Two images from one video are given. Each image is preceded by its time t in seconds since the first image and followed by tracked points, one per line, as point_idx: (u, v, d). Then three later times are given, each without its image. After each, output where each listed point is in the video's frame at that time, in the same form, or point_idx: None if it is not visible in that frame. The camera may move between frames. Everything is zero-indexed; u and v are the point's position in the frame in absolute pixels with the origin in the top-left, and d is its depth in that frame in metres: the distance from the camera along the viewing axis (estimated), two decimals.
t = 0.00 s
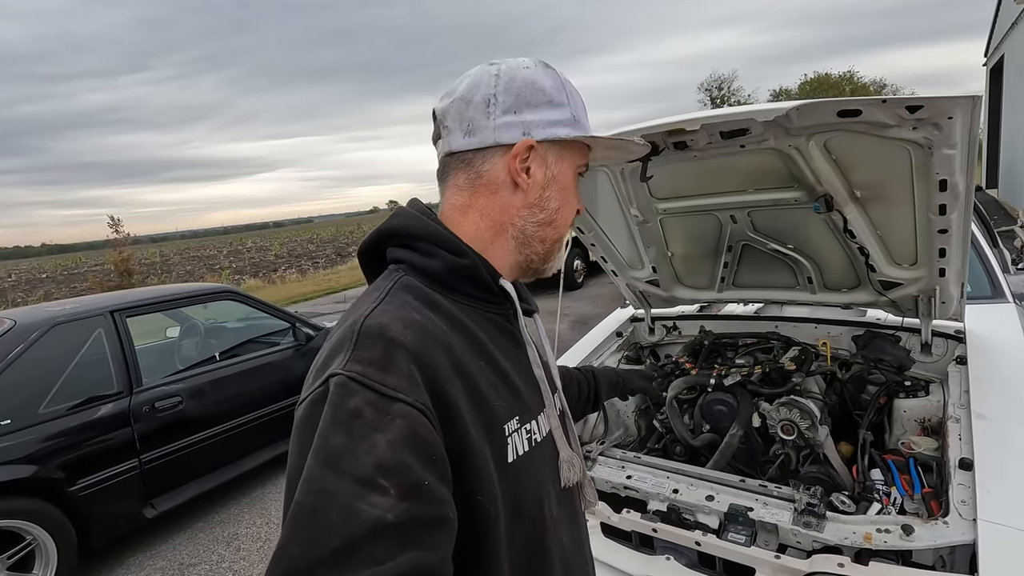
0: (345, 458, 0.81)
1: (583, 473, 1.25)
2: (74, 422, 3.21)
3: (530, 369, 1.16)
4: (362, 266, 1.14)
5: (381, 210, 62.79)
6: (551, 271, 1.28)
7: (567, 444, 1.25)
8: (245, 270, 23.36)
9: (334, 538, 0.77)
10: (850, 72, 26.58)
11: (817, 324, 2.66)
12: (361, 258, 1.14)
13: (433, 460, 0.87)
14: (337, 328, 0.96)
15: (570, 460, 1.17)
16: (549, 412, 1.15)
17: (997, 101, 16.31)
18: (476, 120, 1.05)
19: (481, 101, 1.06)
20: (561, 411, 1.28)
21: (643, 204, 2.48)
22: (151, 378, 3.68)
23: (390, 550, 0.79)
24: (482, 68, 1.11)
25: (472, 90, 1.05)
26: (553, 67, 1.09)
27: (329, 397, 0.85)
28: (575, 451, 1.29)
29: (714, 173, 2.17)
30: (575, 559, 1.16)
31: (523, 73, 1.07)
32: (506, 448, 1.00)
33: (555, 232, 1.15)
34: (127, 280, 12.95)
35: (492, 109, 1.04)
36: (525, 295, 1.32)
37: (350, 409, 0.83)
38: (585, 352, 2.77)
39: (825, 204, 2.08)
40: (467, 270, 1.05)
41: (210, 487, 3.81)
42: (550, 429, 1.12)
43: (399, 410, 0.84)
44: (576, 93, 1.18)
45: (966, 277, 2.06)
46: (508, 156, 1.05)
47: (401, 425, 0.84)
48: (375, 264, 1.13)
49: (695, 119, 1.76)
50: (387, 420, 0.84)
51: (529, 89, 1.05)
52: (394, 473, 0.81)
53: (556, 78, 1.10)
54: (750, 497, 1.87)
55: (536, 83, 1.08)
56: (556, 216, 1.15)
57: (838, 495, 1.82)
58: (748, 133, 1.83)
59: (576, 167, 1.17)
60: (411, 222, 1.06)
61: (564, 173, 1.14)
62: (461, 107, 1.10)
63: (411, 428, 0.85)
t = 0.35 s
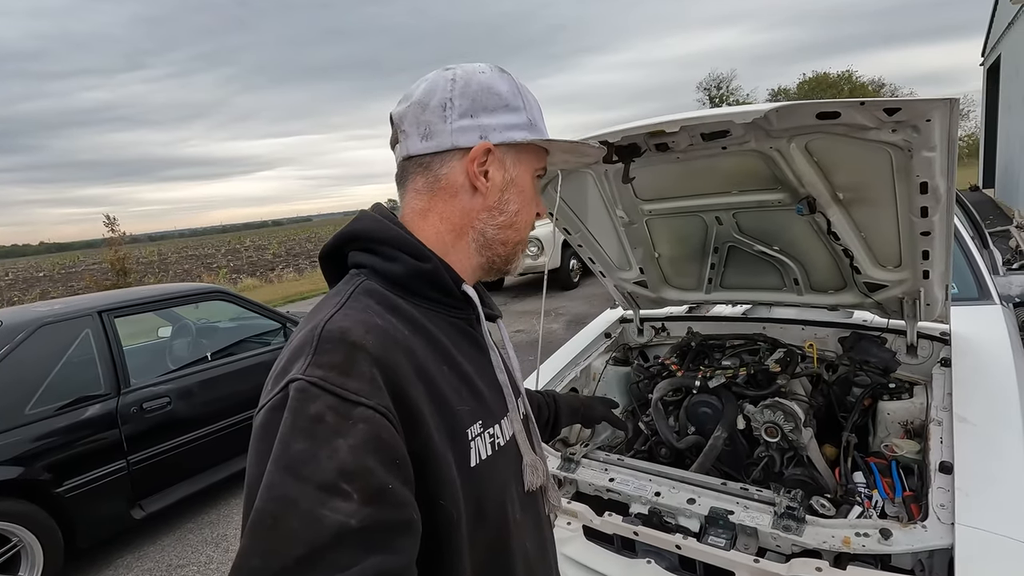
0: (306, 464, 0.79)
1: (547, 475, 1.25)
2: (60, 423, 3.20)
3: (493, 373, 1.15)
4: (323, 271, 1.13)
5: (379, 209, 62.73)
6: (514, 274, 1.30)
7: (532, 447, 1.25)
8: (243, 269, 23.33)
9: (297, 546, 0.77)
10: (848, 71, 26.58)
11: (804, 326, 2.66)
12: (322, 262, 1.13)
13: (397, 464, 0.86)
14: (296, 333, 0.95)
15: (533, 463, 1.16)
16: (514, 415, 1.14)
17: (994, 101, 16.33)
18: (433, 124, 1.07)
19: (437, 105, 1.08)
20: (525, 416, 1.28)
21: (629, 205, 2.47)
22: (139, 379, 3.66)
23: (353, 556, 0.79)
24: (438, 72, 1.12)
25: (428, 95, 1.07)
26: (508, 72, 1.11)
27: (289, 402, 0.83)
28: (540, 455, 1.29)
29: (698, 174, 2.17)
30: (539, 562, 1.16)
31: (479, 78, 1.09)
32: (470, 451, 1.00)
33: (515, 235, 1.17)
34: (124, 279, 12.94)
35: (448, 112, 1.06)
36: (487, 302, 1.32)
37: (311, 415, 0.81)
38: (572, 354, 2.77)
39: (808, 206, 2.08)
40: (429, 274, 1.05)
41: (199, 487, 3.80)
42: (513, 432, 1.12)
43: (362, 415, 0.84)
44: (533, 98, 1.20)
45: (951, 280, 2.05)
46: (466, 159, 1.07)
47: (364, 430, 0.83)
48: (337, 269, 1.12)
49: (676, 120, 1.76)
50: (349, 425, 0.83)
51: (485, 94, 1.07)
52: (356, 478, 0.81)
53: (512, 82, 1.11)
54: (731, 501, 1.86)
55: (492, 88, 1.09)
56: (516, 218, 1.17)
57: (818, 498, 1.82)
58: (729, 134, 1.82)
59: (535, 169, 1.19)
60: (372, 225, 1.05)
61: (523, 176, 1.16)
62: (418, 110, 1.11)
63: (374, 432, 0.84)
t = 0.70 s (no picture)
0: (286, 472, 0.78)
1: (531, 480, 1.24)
2: (51, 425, 3.17)
3: (477, 377, 1.14)
4: (305, 273, 1.11)
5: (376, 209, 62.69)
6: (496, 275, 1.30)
7: (516, 451, 1.24)
8: (240, 269, 23.26)
9: (277, 556, 0.75)
10: (844, 72, 26.66)
11: (798, 327, 2.66)
12: (304, 267, 1.11)
13: (379, 470, 0.85)
14: (276, 339, 0.93)
15: (518, 468, 1.15)
16: (497, 419, 1.13)
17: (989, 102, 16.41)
18: (411, 126, 1.06)
19: (416, 106, 1.07)
20: (510, 420, 1.27)
21: (622, 206, 2.46)
22: (131, 380, 3.64)
23: (335, 565, 0.77)
24: (416, 75, 1.12)
25: (406, 97, 1.06)
26: (486, 73, 1.11)
27: (269, 409, 0.82)
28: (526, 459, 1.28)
29: (691, 175, 2.16)
30: (524, 567, 1.15)
31: (457, 79, 1.09)
32: (453, 456, 0.99)
33: (497, 236, 1.17)
34: (119, 280, 12.89)
35: (426, 114, 1.05)
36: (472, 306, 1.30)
37: (291, 422, 0.80)
38: (566, 355, 2.76)
39: (801, 207, 2.07)
40: (412, 278, 1.05)
41: (193, 490, 3.78)
42: (497, 436, 1.11)
43: (343, 421, 0.82)
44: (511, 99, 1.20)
45: (944, 281, 2.05)
46: (445, 161, 1.07)
47: (345, 436, 0.82)
48: (319, 272, 1.10)
49: (668, 121, 1.75)
50: (330, 431, 0.81)
51: (462, 95, 1.07)
52: (337, 485, 0.79)
53: (490, 84, 1.12)
54: (723, 503, 1.86)
55: (470, 89, 1.09)
56: (497, 220, 1.17)
57: (811, 501, 1.81)
58: (721, 135, 1.81)
59: (515, 171, 1.19)
60: (354, 229, 1.04)
61: (503, 177, 1.16)
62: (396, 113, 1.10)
63: (356, 438, 0.83)
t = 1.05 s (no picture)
0: (285, 471, 0.78)
1: (531, 480, 1.24)
2: (44, 429, 3.15)
3: (477, 377, 1.14)
4: (306, 276, 1.11)
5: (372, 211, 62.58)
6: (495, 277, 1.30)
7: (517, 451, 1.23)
8: (234, 271, 23.12)
9: (275, 554, 0.75)
10: (837, 76, 26.84)
11: (795, 329, 2.65)
12: (303, 270, 1.11)
13: (378, 468, 0.84)
14: (276, 339, 0.93)
15: (519, 468, 1.15)
16: (498, 420, 1.13)
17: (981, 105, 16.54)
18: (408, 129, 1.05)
19: (412, 110, 1.07)
20: (512, 420, 1.27)
21: (619, 208, 2.46)
22: (126, 383, 3.62)
23: (334, 563, 0.77)
24: (412, 78, 1.11)
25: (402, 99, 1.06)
26: (482, 77, 1.10)
27: (268, 408, 0.82)
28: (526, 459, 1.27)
29: (688, 177, 2.15)
30: (526, 567, 1.15)
31: (454, 83, 1.08)
32: (452, 456, 0.98)
33: (494, 238, 1.17)
34: (112, 282, 12.81)
35: (423, 117, 1.05)
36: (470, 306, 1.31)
37: (290, 421, 0.80)
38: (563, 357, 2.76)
39: (798, 210, 2.08)
40: (411, 279, 1.04)
41: (188, 493, 3.76)
42: (498, 436, 1.11)
43: (342, 420, 0.82)
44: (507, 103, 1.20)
45: (940, 283, 2.04)
46: (441, 164, 1.07)
47: (344, 435, 0.81)
48: (319, 275, 1.10)
49: (665, 124, 1.76)
50: (328, 430, 0.81)
51: (459, 98, 1.07)
52: (336, 483, 0.79)
53: (486, 88, 1.11)
54: (722, 505, 1.86)
55: (467, 92, 1.09)
56: (493, 222, 1.17)
57: (809, 503, 1.82)
58: (718, 138, 1.82)
59: (512, 173, 1.19)
60: (353, 232, 1.04)
61: (499, 179, 1.16)
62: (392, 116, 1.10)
63: (355, 437, 0.82)
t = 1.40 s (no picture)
0: (304, 452, 0.79)
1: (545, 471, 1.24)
2: (41, 429, 3.13)
3: (492, 367, 1.14)
4: (328, 268, 1.14)
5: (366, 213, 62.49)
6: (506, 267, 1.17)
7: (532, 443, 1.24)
8: (228, 273, 23.04)
9: (294, 532, 0.75)
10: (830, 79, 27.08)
11: (793, 327, 2.69)
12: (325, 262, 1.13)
13: (394, 452, 0.84)
14: (296, 326, 0.94)
15: (534, 458, 1.16)
16: (512, 411, 1.14)
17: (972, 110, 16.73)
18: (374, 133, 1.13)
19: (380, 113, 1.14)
20: (527, 411, 1.28)
21: (620, 207, 2.48)
22: (123, 383, 3.60)
23: (351, 543, 0.77)
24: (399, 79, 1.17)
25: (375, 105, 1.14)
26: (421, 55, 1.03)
27: (287, 391, 0.83)
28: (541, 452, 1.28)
29: (690, 174, 2.17)
30: (540, 558, 1.15)
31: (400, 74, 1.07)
32: (467, 443, 0.99)
33: (458, 226, 1.07)
34: (104, 283, 12.75)
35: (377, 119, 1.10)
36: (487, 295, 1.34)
37: (309, 403, 0.81)
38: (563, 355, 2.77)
39: (798, 208, 2.10)
40: (428, 269, 1.06)
41: (186, 494, 3.74)
42: (512, 426, 1.12)
43: (359, 403, 0.82)
44: (479, 67, 1.03)
45: (937, 280, 2.07)
46: (387, 161, 1.10)
47: (361, 418, 0.82)
48: (340, 265, 1.12)
49: (667, 122, 1.78)
50: (346, 413, 0.82)
51: (391, 89, 1.06)
52: (353, 465, 0.79)
53: (426, 65, 1.03)
54: (724, 500, 1.87)
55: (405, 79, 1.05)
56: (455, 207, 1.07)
57: (811, 497, 1.83)
58: (720, 136, 1.84)
59: (466, 150, 1.05)
60: (373, 222, 1.06)
61: (448, 161, 1.05)
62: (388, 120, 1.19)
63: (372, 421, 0.83)
